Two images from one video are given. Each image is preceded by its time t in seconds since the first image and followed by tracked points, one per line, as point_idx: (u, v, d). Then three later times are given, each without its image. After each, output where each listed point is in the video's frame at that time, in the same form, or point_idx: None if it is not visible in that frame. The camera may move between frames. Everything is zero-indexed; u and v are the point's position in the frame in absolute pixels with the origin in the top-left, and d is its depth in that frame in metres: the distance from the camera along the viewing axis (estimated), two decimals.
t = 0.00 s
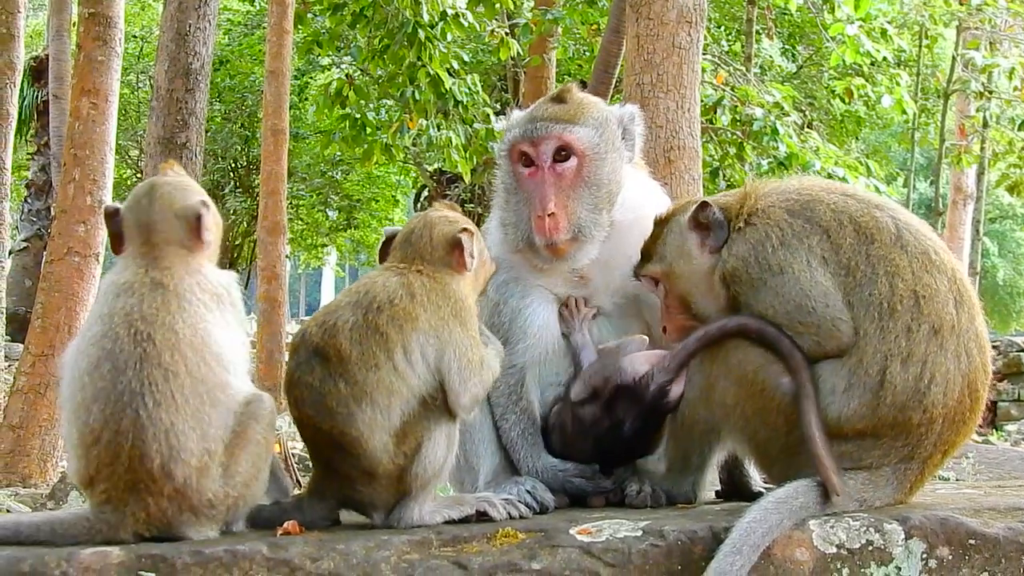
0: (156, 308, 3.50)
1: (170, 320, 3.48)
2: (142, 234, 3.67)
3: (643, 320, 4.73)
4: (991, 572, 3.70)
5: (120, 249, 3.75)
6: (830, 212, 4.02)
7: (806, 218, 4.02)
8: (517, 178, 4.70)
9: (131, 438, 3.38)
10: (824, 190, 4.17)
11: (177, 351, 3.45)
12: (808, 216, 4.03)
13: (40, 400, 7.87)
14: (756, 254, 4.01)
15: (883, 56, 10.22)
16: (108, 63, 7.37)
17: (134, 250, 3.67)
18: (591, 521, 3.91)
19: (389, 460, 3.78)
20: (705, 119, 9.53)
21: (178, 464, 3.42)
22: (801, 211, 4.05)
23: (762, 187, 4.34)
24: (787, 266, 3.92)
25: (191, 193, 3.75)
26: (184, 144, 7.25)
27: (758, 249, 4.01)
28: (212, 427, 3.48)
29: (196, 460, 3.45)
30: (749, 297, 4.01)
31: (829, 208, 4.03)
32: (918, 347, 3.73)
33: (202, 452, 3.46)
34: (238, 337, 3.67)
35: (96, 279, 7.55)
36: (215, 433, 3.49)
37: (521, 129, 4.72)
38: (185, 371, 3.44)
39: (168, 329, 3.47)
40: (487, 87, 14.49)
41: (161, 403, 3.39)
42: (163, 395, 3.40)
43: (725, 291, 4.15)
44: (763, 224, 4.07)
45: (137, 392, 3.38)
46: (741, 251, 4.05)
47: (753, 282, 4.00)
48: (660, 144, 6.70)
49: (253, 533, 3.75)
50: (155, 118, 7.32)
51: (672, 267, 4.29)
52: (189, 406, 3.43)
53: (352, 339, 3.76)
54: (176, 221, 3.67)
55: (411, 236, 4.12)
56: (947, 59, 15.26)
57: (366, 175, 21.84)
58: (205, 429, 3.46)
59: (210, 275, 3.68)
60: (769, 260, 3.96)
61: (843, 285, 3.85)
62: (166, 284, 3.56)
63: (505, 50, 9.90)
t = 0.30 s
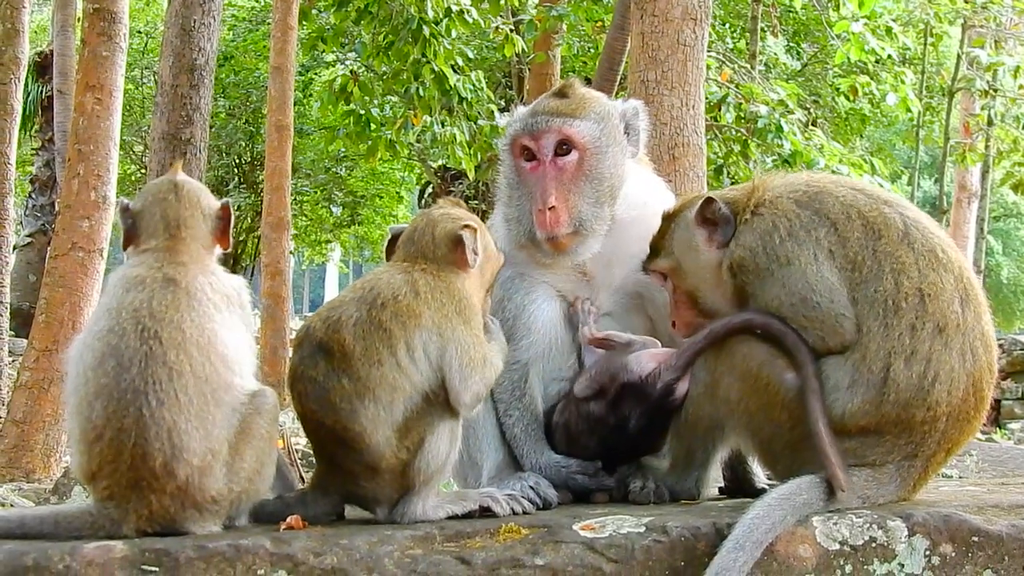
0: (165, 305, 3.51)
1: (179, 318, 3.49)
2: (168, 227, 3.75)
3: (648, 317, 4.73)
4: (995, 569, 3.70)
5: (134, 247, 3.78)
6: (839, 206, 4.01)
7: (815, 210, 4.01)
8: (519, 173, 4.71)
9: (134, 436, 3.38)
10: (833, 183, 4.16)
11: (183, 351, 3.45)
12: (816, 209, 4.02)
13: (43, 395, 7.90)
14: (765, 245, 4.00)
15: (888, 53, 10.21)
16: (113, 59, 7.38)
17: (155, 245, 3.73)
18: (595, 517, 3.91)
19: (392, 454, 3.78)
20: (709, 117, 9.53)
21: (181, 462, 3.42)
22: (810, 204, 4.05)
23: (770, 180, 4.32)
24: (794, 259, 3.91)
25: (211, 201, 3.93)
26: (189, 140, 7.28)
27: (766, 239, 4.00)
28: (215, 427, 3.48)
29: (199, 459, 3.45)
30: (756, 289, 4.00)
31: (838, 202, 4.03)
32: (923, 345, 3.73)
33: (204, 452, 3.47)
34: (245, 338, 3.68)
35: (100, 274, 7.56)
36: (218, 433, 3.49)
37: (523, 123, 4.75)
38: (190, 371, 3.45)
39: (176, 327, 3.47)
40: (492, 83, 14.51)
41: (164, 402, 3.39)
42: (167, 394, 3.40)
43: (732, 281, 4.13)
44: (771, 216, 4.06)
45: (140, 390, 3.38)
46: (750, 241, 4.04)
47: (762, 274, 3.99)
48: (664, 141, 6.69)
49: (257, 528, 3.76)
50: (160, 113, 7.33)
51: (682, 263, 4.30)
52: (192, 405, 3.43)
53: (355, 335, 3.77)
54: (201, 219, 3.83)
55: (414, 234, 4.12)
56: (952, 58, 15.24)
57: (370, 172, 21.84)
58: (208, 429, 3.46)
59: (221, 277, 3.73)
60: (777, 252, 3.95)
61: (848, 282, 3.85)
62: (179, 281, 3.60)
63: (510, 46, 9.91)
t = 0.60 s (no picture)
0: (176, 302, 3.52)
1: (188, 315, 3.50)
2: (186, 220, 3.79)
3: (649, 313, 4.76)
4: (1000, 565, 3.69)
5: (146, 245, 3.78)
6: (843, 203, 4.02)
7: (819, 208, 4.03)
8: (521, 171, 4.71)
9: (139, 433, 3.39)
10: (838, 182, 4.17)
11: (192, 348, 3.46)
12: (820, 207, 4.03)
13: (49, 393, 7.91)
14: (769, 242, 4.01)
15: (894, 50, 10.20)
16: (117, 56, 7.40)
17: (170, 242, 3.74)
18: (600, 514, 3.91)
19: (397, 452, 3.78)
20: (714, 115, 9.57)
21: (186, 460, 3.43)
22: (814, 202, 4.06)
23: (774, 181, 4.33)
24: (799, 256, 3.92)
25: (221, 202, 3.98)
26: (194, 137, 7.30)
27: (770, 237, 4.01)
28: (220, 425, 3.48)
29: (204, 456, 3.46)
30: (760, 285, 4.01)
31: (842, 200, 4.04)
32: (928, 339, 3.73)
33: (210, 450, 3.47)
34: (253, 337, 3.69)
35: (105, 272, 7.56)
36: (224, 432, 3.50)
37: (524, 121, 4.75)
38: (198, 369, 3.45)
39: (185, 325, 3.48)
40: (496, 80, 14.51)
41: (170, 399, 3.40)
42: (174, 391, 3.40)
43: (737, 279, 4.13)
44: (775, 213, 4.07)
45: (147, 387, 3.39)
46: (755, 239, 4.05)
47: (766, 269, 4.00)
48: (670, 138, 6.69)
49: (262, 525, 3.76)
50: (166, 111, 7.37)
51: (687, 260, 4.30)
52: (199, 403, 3.44)
53: (357, 331, 3.77)
54: (217, 216, 3.89)
55: (414, 231, 4.12)
56: (959, 54, 15.20)
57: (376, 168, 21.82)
58: (213, 427, 3.47)
59: (233, 275, 3.74)
60: (782, 249, 3.96)
61: (852, 278, 3.85)
62: (190, 278, 3.61)
63: (515, 42, 9.90)
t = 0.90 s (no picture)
0: (188, 300, 3.52)
1: (198, 314, 3.50)
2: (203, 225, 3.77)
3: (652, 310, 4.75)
4: (1003, 561, 3.70)
5: (155, 246, 3.71)
6: (843, 203, 4.01)
7: (818, 206, 4.02)
8: (520, 168, 4.72)
9: (143, 430, 3.40)
10: (838, 179, 4.17)
11: (200, 347, 3.46)
12: (820, 206, 4.02)
13: (52, 392, 7.86)
14: (769, 241, 4.01)
15: (897, 46, 10.21)
16: (119, 53, 7.40)
17: (181, 245, 3.70)
18: (604, 511, 3.91)
19: (399, 449, 3.79)
20: (718, 111, 9.54)
21: (189, 457, 3.44)
22: (813, 201, 4.05)
23: (775, 178, 4.33)
24: (798, 253, 3.92)
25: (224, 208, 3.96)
26: (196, 135, 7.31)
27: (770, 235, 4.01)
28: (224, 423, 3.49)
29: (207, 454, 3.47)
30: (761, 283, 4.01)
31: (842, 197, 4.03)
32: (929, 336, 3.73)
33: (214, 448, 3.48)
34: (262, 338, 3.69)
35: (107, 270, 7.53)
36: (228, 430, 3.50)
37: (523, 119, 4.76)
38: (205, 367, 3.46)
39: (195, 322, 3.48)
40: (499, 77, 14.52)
41: (177, 397, 3.41)
42: (179, 389, 3.41)
43: (738, 278, 4.14)
44: (775, 211, 4.07)
45: (153, 384, 3.40)
46: (755, 237, 4.05)
47: (766, 268, 4.00)
48: (673, 135, 6.69)
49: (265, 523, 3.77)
50: (169, 108, 7.38)
51: (688, 259, 4.30)
52: (205, 401, 3.45)
53: (358, 329, 3.77)
54: (224, 226, 3.89)
55: (417, 230, 4.13)
56: (962, 49, 15.19)
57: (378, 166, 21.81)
58: (217, 425, 3.47)
59: (248, 278, 3.74)
60: (781, 247, 3.96)
61: (852, 275, 3.85)
62: (211, 278, 3.60)
63: (517, 40, 9.91)
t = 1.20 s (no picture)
0: (188, 301, 3.37)
1: (197, 314, 3.36)
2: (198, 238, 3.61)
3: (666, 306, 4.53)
4: None
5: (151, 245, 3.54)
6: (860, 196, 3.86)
7: (835, 201, 3.88)
8: (528, 159, 4.58)
9: (136, 434, 3.24)
10: (855, 172, 4.00)
11: (200, 348, 3.32)
12: (837, 201, 3.88)
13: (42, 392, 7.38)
14: (783, 238, 3.87)
15: (918, 33, 10.04)
16: (111, 43, 7.05)
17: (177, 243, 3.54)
18: (614, 517, 3.76)
19: (400, 453, 3.63)
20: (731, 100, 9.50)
21: (183, 462, 3.28)
22: (830, 195, 3.91)
23: (789, 171, 4.18)
24: (813, 250, 3.78)
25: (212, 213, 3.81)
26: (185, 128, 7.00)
27: (784, 231, 3.88)
28: (219, 424, 3.33)
29: (201, 459, 3.31)
30: (775, 281, 3.87)
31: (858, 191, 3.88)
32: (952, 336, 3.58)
33: (209, 451, 3.33)
34: (257, 339, 3.54)
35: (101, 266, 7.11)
36: (223, 432, 3.35)
37: (529, 108, 4.62)
38: (203, 369, 3.31)
39: (195, 323, 3.34)
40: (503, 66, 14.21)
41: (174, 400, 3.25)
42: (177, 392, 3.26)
43: (752, 276, 3.99)
44: (790, 206, 3.92)
45: (148, 386, 3.24)
46: (767, 234, 3.92)
47: (779, 265, 3.86)
48: (686, 125, 6.57)
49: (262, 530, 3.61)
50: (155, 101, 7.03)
51: (702, 259, 4.17)
52: (203, 404, 3.30)
53: (356, 329, 3.62)
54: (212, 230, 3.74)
55: (420, 226, 3.97)
56: (984, 38, 14.92)
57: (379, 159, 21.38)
58: (212, 428, 3.32)
59: (240, 278, 3.60)
60: (795, 244, 3.83)
61: (870, 272, 3.70)
62: (207, 279, 3.46)
63: (523, 28, 9.76)
